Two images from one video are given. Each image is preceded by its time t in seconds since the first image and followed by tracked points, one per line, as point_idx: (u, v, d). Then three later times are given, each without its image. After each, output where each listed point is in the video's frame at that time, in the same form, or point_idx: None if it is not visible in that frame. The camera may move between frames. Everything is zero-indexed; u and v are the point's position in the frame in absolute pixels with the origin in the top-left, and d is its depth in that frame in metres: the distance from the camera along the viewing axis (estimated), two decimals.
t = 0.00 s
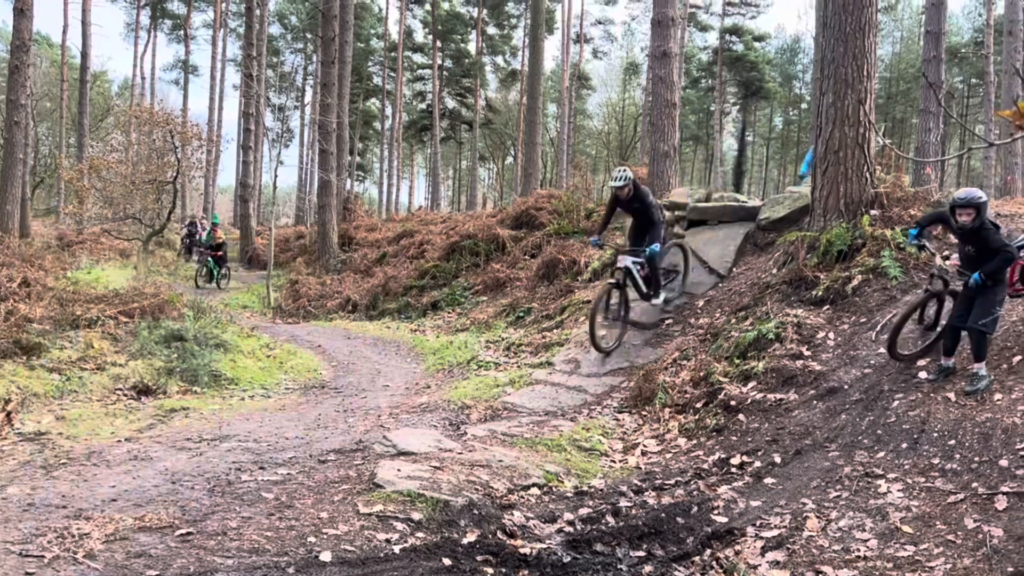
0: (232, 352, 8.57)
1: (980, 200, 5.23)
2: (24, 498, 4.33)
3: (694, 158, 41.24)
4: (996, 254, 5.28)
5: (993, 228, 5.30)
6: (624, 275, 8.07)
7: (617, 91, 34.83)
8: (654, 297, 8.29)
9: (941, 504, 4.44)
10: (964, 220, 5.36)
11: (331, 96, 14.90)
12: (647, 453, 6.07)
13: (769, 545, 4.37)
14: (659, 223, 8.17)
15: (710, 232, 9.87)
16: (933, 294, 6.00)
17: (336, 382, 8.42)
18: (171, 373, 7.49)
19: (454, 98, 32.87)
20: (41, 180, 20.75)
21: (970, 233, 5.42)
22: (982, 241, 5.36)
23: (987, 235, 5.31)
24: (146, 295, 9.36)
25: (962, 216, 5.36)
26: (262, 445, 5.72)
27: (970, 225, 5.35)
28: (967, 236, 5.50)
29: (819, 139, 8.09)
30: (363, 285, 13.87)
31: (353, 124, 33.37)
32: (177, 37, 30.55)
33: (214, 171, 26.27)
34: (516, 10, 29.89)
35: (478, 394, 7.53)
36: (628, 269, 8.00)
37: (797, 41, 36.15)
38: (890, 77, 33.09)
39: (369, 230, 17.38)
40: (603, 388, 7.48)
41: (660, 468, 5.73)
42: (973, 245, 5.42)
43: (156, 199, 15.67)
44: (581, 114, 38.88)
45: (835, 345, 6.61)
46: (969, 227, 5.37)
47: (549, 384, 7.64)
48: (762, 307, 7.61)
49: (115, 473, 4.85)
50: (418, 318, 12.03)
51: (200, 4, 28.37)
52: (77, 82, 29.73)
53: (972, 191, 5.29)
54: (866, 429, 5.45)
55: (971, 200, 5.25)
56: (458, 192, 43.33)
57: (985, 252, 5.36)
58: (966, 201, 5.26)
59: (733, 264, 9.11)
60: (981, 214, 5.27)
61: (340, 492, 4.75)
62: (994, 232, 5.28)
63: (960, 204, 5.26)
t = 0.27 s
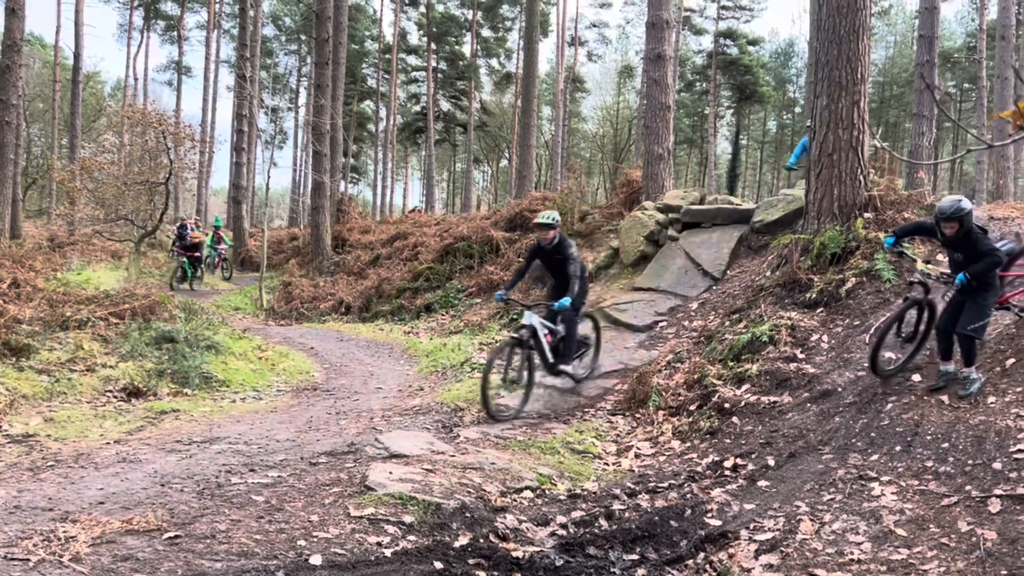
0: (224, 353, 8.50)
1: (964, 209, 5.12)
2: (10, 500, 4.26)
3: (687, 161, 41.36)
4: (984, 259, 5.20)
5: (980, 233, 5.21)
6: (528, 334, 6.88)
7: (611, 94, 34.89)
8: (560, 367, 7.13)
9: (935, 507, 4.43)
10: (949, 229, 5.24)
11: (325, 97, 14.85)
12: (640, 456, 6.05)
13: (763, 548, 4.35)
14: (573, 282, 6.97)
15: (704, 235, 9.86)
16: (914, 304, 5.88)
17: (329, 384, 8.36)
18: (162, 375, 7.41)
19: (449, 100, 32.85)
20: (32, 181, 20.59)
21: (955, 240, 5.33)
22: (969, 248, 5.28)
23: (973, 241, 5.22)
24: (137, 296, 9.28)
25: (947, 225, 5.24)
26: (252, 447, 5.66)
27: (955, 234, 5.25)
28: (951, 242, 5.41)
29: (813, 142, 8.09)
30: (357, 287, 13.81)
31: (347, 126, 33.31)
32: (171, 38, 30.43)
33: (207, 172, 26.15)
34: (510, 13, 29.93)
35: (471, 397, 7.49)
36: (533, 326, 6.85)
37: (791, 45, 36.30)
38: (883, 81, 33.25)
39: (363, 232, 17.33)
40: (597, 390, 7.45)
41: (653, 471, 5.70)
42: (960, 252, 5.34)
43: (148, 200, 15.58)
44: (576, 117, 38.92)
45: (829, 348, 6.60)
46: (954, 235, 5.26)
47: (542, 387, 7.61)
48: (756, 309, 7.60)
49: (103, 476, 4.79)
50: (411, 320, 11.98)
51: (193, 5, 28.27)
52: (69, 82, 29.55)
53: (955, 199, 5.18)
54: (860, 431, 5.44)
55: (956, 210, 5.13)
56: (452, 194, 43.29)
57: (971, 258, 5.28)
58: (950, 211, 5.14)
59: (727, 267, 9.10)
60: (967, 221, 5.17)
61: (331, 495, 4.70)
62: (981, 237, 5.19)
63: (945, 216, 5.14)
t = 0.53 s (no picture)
0: (216, 358, 8.40)
1: (954, 223, 5.03)
2: None
3: (685, 168, 41.41)
4: (978, 271, 5.09)
5: (970, 246, 5.13)
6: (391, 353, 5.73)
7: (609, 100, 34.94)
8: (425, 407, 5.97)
9: (934, 515, 4.35)
10: (939, 244, 5.14)
11: (321, 101, 14.81)
12: (635, 463, 5.96)
13: (759, 557, 4.26)
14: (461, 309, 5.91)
15: (701, 240, 9.80)
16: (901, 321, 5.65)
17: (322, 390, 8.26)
18: (153, 380, 7.32)
19: (446, 106, 32.87)
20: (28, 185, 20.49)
21: (945, 254, 5.22)
22: (961, 261, 5.16)
23: (966, 254, 5.12)
24: (129, 300, 9.19)
25: (936, 241, 5.14)
26: (241, 454, 5.57)
27: (945, 248, 5.15)
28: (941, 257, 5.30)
29: (810, 147, 8.03)
30: (352, 292, 13.73)
31: (345, 132, 33.30)
32: (169, 44, 30.47)
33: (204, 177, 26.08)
34: (508, 19, 29.99)
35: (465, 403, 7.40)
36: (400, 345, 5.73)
37: (788, 52, 36.38)
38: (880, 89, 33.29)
39: (359, 237, 17.27)
40: (592, 396, 7.36)
41: (648, 478, 5.61)
42: (952, 266, 5.22)
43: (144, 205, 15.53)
44: (573, 123, 38.95)
45: (826, 354, 6.53)
46: (944, 249, 5.16)
47: (536, 392, 7.52)
48: (753, 314, 7.52)
49: (87, 482, 4.69)
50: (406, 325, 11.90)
51: (191, 10, 28.26)
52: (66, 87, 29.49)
53: (944, 213, 5.09)
54: (858, 438, 5.36)
55: (946, 224, 5.04)
56: (450, 201, 43.26)
57: (963, 271, 5.17)
58: (941, 225, 5.05)
59: (723, 271, 9.04)
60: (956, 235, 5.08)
61: (319, 502, 4.61)
62: (973, 250, 5.09)
63: (939, 231, 5.02)
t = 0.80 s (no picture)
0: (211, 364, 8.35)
1: (948, 236, 4.88)
2: None
3: (690, 174, 41.32)
4: (975, 283, 4.98)
5: (965, 258, 5.01)
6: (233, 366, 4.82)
7: (613, 108, 34.91)
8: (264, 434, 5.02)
9: (935, 523, 4.22)
10: (934, 259, 4.98)
11: (322, 107, 14.83)
12: (631, 469, 5.85)
13: (753, 566, 4.14)
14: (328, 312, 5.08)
15: (701, 244, 9.70)
16: (896, 336, 5.40)
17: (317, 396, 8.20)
18: (145, 386, 7.27)
19: (451, 114, 32.94)
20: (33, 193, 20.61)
21: (940, 268, 5.07)
22: (957, 274, 5.03)
23: (962, 266, 4.99)
24: (125, 306, 9.16)
25: (930, 256, 4.99)
26: (228, 459, 5.51)
27: (940, 262, 5.01)
28: (935, 271, 5.14)
29: (810, 150, 7.93)
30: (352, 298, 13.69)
31: (350, 140, 33.43)
32: (174, 52, 30.70)
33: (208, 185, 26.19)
34: (512, 27, 30.06)
35: (460, 408, 7.30)
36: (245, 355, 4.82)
37: (793, 58, 36.28)
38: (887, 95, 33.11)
39: (360, 243, 17.26)
40: (589, 402, 7.26)
41: (643, 485, 5.50)
42: (948, 279, 5.08)
43: (146, 211, 15.57)
44: (578, 131, 38.94)
45: (826, 359, 6.41)
46: (939, 263, 5.03)
47: (532, 398, 7.42)
48: (752, 319, 7.40)
49: (68, 488, 4.63)
50: (405, 331, 11.84)
51: (197, 19, 28.47)
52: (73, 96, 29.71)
53: (937, 227, 4.93)
54: (857, 444, 5.23)
55: (941, 238, 4.88)
56: (455, 208, 43.28)
57: (960, 285, 5.04)
58: (936, 240, 4.88)
59: (724, 276, 8.93)
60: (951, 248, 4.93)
61: (303, 509, 4.52)
62: (968, 262, 4.97)
63: (932, 247, 4.86)
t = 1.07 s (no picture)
0: (206, 374, 8.31)
1: (934, 254, 4.76)
2: None
3: (693, 183, 41.33)
4: (958, 305, 4.85)
5: (949, 278, 4.88)
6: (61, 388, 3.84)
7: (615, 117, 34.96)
8: (99, 467, 4.06)
9: (935, 533, 4.14)
10: (918, 276, 4.85)
11: (322, 117, 14.87)
12: (627, 479, 5.76)
13: None
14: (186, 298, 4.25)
15: (700, 252, 9.63)
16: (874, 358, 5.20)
17: (313, 406, 8.14)
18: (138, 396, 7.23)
19: (453, 124, 33.04)
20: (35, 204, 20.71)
21: (924, 287, 4.94)
22: (941, 295, 4.89)
23: (945, 287, 4.86)
24: (120, 316, 9.14)
25: (914, 273, 4.85)
26: (217, 470, 5.45)
27: (924, 281, 4.87)
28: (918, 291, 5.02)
29: (808, 156, 7.86)
30: (351, 307, 13.66)
31: (352, 150, 33.56)
32: (177, 63, 30.91)
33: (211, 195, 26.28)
34: (513, 37, 30.18)
35: (455, 418, 7.24)
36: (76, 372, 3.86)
37: (795, 67, 36.30)
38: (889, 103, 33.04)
39: (360, 252, 17.25)
40: (586, 411, 7.18)
41: (639, 495, 5.41)
42: (932, 299, 4.94)
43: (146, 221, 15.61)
44: (580, 140, 38.99)
45: (824, 367, 6.32)
46: (923, 282, 4.89)
47: (529, 407, 7.35)
48: (751, 327, 7.32)
49: (53, 499, 4.59)
50: (404, 340, 11.79)
51: (200, 31, 28.67)
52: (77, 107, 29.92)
53: (922, 244, 4.82)
54: (856, 453, 5.14)
55: (927, 254, 4.75)
56: (457, 218, 43.33)
57: (943, 306, 4.90)
58: (922, 256, 4.76)
59: (723, 283, 8.86)
60: (935, 266, 4.81)
61: (290, 521, 4.45)
62: (953, 282, 4.84)
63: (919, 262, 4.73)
